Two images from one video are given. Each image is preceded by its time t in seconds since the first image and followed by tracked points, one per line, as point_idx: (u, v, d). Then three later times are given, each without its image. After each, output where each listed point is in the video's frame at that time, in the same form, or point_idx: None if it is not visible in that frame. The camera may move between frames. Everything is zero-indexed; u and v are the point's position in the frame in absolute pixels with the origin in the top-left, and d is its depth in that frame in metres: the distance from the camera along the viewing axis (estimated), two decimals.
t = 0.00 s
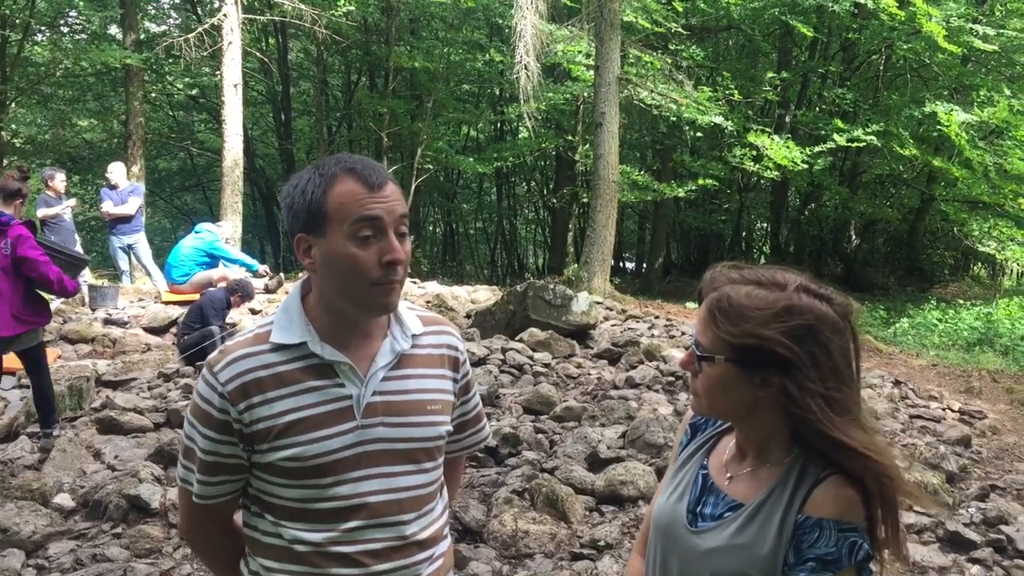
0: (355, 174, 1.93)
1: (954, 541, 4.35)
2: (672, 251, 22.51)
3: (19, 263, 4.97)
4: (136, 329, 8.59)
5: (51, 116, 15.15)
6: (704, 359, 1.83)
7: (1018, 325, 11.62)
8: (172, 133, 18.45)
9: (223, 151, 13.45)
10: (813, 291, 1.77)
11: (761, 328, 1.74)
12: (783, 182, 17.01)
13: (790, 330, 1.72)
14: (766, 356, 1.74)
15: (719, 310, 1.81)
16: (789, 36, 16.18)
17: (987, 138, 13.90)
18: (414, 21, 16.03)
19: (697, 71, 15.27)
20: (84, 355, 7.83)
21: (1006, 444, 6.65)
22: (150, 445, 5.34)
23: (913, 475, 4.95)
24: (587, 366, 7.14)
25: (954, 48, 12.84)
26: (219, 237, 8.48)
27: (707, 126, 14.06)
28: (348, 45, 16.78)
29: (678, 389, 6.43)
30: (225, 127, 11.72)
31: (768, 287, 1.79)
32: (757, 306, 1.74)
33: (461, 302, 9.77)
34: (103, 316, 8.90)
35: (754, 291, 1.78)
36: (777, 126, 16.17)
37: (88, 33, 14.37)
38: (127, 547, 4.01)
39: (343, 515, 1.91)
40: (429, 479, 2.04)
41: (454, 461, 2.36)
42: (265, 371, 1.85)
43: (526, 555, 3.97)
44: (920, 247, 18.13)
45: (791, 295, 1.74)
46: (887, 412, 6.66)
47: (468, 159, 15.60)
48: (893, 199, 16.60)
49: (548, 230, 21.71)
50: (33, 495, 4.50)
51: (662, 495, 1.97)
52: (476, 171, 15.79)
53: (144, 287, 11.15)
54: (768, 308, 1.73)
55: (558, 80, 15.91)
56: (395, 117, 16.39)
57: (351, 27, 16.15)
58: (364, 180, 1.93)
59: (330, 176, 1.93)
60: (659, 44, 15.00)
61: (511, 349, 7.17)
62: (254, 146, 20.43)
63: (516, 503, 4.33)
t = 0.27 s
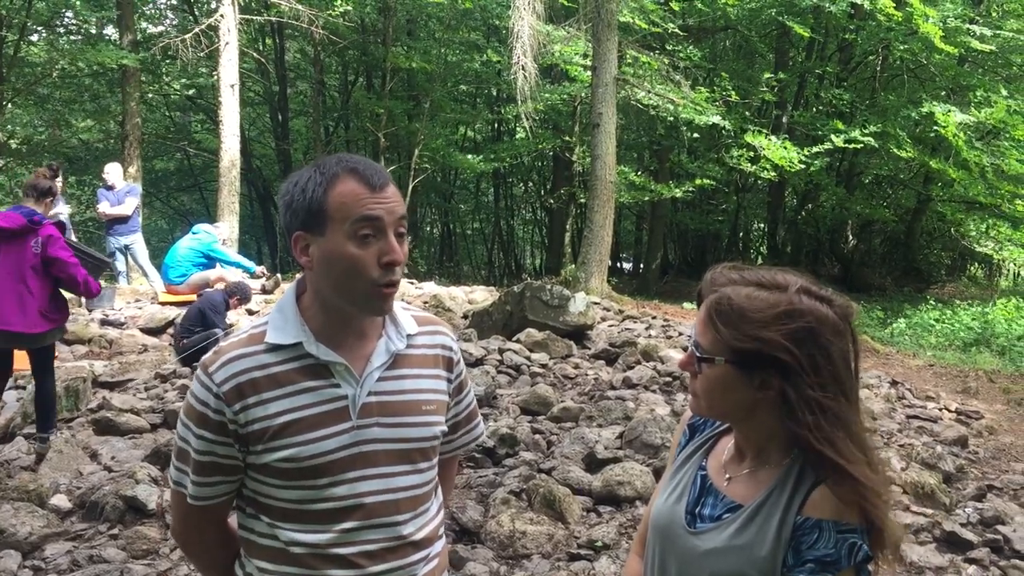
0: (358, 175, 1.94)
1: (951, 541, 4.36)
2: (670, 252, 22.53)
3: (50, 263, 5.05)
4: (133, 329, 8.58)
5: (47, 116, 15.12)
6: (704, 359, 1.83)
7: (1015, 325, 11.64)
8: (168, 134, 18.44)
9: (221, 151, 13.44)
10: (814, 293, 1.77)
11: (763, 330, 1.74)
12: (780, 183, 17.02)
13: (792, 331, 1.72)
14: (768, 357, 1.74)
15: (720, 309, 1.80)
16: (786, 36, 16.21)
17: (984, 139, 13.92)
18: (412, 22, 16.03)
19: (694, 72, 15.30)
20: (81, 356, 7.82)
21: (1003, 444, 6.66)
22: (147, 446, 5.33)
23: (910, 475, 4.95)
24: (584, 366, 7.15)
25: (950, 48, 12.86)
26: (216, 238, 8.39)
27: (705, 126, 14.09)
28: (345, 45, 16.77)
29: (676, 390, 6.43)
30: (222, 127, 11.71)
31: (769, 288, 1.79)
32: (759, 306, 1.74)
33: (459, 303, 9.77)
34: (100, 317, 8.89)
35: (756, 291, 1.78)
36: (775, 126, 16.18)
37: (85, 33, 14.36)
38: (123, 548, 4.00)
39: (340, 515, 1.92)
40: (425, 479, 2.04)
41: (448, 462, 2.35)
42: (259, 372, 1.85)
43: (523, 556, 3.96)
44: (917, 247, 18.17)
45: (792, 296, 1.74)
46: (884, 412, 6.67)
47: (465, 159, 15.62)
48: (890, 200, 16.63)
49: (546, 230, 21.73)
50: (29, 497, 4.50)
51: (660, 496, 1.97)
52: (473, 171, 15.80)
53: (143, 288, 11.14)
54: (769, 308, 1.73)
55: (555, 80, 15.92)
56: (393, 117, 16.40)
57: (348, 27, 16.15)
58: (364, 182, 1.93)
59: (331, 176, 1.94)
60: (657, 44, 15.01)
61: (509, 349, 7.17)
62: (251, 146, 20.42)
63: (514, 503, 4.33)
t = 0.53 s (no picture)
0: (375, 198, 1.88)
1: (951, 541, 4.36)
2: (669, 252, 22.53)
3: (63, 261, 5.07)
4: (132, 330, 8.58)
5: (46, 117, 15.12)
6: (710, 350, 1.83)
7: (1014, 326, 11.64)
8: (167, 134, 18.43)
9: (219, 152, 13.43)
10: (830, 299, 1.76)
11: (775, 326, 1.73)
12: (780, 183, 17.01)
13: (806, 332, 1.71)
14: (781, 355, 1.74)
15: (735, 302, 1.79)
16: (785, 37, 16.22)
17: (983, 140, 13.92)
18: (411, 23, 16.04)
19: (693, 72, 15.30)
20: (80, 357, 7.82)
21: (1002, 444, 6.67)
22: (146, 447, 5.33)
23: (909, 475, 4.96)
24: (583, 367, 7.14)
25: (949, 49, 12.87)
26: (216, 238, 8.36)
27: (704, 127, 14.09)
28: (345, 46, 16.77)
29: (675, 390, 6.43)
30: (221, 128, 11.70)
31: (784, 287, 1.78)
32: (773, 304, 1.73)
33: (458, 303, 9.77)
34: (99, 318, 8.90)
35: (771, 290, 1.76)
36: (774, 127, 16.18)
37: (83, 33, 14.36)
38: (123, 549, 4.00)
39: (336, 516, 1.92)
40: (419, 478, 2.05)
41: (443, 460, 2.35)
42: (250, 375, 1.84)
43: (523, 556, 3.96)
44: (916, 248, 18.17)
45: (808, 300, 1.73)
46: (884, 412, 6.67)
47: (464, 160, 15.63)
48: (889, 200, 16.63)
49: (545, 231, 21.74)
50: (28, 497, 4.49)
51: (659, 496, 1.97)
52: (472, 172, 15.80)
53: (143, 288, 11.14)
54: (785, 308, 1.72)
55: (554, 81, 15.92)
56: (392, 118, 16.40)
57: (347, 28, 16.14)
58: (380, 203, 1.88)
59: (345, 199, 1.86)
60: (656, 44, 15.01)
61: (508, 350, 7.17)
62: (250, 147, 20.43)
63: (513, 504, 4.33)
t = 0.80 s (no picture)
0: (367, 199, 1.89)
1: (951, 541, 4.36)
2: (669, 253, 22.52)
3: (72, 259, 5.31)
4: (132, 331, 8.58)
5: (45, 119, 15.13)
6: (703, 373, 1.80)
7: (1014, 326, 11.63)
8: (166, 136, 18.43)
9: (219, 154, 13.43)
10: (791, 282, 1.77)
11: (750, 324, 1.73)
12: (779, 183, 17.00)
13: (779, 321, 1.71)
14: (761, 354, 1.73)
15: (707, 315, 1.79)
16: (784, 37, 16.23)
17: (982, 140, 13.92)
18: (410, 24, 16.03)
19: (692, 73, 15.30)
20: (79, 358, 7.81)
21: (1002, 445, 6.67)
22: (146, 448, 5.33)
23: (910, 476, 4.96)
24: (583, 368, 7.14)
25: (949, 49, 12.87)
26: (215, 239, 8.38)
27: (703, 128, 14.09)
28: (344, 47, 16.76)
29: (675, 391, 6.43)
30: (221, 129, 11.69)
31: (745, 286, 1.79)
32: (741, 303, 1.74)
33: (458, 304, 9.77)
34: (99, 319, 8.90)
35: (739, 291, 1.76)
36: (774, 127, 16.16)
37: (82, 35, 14.35)
38: (123, 550, 4.00)
39: (337, 517, 1.92)
40: (418, 478, 2.05)
41: (441, 459, 2.36)
42: (250, 379, 1.84)
43: (523, 557, 3.96)
44: (915, 248, 18.17)
45: (770, 289, 1.73)
46: (884, 413, 6.68)
47: (464, 161, 15.64)
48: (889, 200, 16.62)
49: (544, 232, 21.74)
50: (28, 498, 4.48)
51: (662, 496, 1.97)
52: (472, 173, 15.80)
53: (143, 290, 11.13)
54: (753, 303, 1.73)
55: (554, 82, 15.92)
56: (391, 119, 16.40)
57: (346, 29, 16.13)
58: (375, 205, 1.89)
59: (340, 203, 1.87)
60: (655, 45, 15.00)
61: (508, 351, 7.17)
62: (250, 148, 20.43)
63: (513, 504, 4.33)
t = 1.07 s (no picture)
0: (353, 192, 1.89)
1: (949, 541, 4.36)
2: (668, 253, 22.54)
3: (71, 245, 5.53)
4: (131, 333, 8.58)
5: (44, 120, 15.14)
6: (677, 387, 1.80)
7: (1012, 326, 11.65)
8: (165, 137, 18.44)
9: (218, 155, 13.44)
10: (742, 280, 1.78)
11: (710, 331, 1.72)
12: (778, 184, 17.02)
13: (734, 319, 1.71)
14: (723, 360, 1.72)
15: (666, 337, 1.78)
16: (783, 38, 16.24)
17: (981, 140, 13.94)
18: (409, 24, 16.02)
19: (691, 74, 15.33)
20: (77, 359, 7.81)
21: (1000, 444, 6.68)
22: (145, 449, 5.33)
23: (908, 476, 4.96)
24: (582, 368, 7.15)
25: (947, 50, 12.88)
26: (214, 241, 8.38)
27: (702, 128, 14.11)
28: (343, 48, 16.77)
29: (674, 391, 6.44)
30: (219, 130, 11.69)
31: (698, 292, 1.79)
32: (698, 311, 1.73)
33: (456, 304, 9.78)
34: (98, 320, 8.90)
35: (692, 301, 1.76)
36: (773, 128, 16.17)
37: (82, 36, 14.36)
38: (122, 551, 4.00)
39: (336, 517, 1.93)
40: (417, 479, 2.06)
41: (440, 459, 2.37)
42: (249, 379, 1.85)
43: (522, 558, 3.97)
44: (914, 248, 18.20)
45: (721, 291, 1.74)
46: (882, 412, 6.69)
47: (463, 162, 15.67)
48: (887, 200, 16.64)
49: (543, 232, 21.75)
50: (27, 500, 4.48)
51: (656, 499, 1.99)
52: (471, 173, 15.82)
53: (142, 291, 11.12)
54: (708, 308, 1.73)
55: (552, 82, 15.94)
56: (390, 120, 16.41)
57: (345, 30, 16.13)
58: (359, 197, 1.89)
59: (324, 197, 1.87)
60: (654, 46, 15.00)
61: (507, 351, 7.18)
62: (249, 149, 20.44)
63: (512, 505, 4.33)
